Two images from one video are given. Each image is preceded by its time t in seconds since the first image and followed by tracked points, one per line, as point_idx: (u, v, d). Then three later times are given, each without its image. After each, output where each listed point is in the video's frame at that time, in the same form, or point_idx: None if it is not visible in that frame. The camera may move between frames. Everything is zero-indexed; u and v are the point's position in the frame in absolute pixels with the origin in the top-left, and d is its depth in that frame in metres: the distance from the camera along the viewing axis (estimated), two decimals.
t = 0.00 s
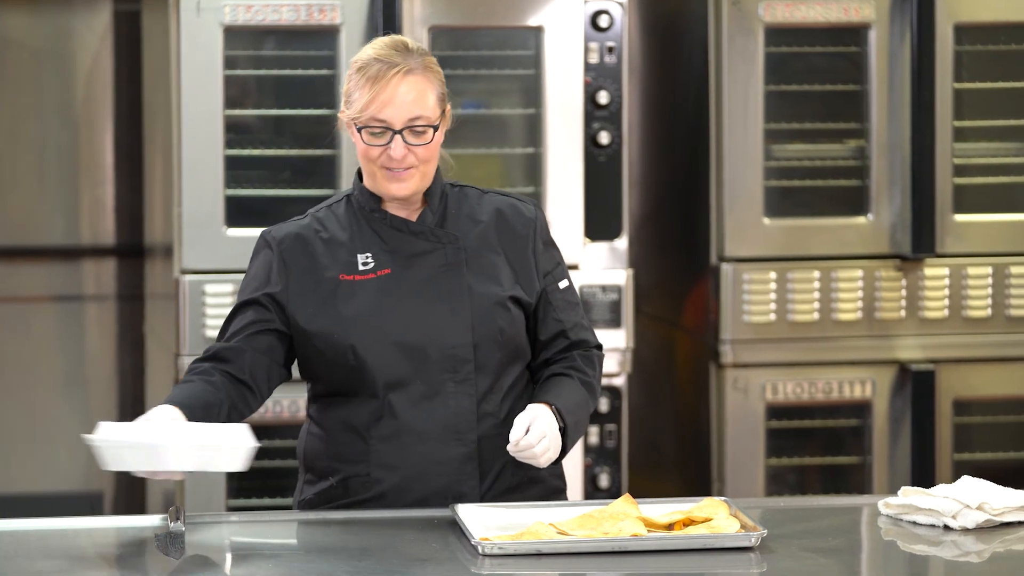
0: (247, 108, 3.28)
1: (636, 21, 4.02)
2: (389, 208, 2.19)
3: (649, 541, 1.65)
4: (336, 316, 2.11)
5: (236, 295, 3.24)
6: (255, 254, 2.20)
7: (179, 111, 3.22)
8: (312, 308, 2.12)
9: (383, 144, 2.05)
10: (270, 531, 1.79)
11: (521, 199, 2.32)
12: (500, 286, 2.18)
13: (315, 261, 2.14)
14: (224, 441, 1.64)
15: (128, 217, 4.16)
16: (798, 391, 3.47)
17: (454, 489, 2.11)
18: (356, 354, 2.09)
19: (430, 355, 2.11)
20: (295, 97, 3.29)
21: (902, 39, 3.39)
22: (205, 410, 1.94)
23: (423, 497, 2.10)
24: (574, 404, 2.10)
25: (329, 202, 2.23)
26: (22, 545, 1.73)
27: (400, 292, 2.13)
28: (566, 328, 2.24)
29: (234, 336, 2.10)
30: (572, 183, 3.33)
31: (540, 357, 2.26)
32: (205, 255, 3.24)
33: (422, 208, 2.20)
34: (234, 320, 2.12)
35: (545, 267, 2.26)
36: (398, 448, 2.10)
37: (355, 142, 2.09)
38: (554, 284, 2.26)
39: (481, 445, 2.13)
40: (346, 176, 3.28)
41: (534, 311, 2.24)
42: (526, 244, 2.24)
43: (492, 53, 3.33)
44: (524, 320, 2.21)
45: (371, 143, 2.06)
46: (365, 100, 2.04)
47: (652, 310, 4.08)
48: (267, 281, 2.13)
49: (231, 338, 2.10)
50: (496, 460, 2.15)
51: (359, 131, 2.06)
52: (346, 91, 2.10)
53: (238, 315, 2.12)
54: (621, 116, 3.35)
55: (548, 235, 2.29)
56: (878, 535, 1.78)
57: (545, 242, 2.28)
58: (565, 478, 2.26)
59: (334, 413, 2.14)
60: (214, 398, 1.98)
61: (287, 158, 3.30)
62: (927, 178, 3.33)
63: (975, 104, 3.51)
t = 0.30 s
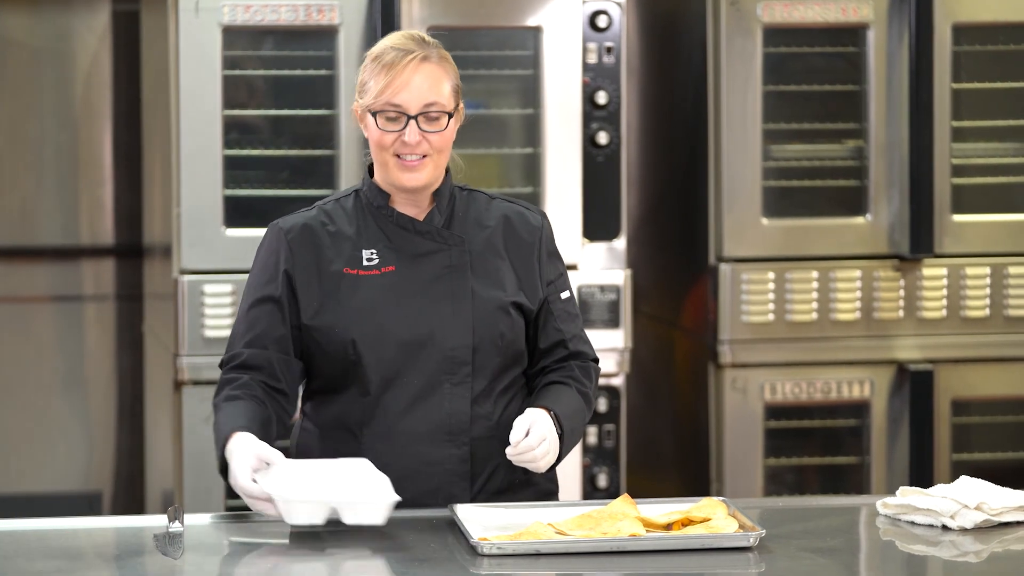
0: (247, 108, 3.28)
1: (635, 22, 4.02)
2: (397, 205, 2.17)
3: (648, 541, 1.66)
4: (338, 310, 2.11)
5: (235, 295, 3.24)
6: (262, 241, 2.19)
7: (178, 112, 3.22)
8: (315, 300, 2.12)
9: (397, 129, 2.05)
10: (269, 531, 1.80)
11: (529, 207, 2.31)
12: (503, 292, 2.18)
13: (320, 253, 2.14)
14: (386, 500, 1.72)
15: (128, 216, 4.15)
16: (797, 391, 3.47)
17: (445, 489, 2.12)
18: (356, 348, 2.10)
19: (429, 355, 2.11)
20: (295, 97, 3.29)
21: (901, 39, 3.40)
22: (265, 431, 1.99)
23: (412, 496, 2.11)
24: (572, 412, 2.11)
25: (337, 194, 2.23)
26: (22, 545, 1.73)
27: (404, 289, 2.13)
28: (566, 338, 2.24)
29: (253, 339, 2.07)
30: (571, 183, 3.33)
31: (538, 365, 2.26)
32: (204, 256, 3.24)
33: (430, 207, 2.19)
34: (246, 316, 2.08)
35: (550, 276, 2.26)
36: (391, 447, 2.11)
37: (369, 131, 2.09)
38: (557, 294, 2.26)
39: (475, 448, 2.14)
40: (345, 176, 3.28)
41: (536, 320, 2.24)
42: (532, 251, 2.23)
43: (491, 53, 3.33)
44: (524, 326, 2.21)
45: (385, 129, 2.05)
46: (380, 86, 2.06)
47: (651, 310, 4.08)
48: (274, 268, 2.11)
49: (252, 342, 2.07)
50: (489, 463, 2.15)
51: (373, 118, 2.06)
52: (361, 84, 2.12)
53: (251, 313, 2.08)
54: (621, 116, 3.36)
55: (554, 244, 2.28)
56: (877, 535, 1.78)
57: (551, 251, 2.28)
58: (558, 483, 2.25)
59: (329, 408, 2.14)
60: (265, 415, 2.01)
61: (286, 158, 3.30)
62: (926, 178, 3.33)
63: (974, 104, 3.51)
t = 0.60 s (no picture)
0: (247, 108, 3.27)
1: (636, 22, 4.02)
2: (402, 203, 2.16)
3: (649, 542, 1.66)
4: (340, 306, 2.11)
5: (236, 295, 3.24)
6: (266, 235, 2.19)
7: (178, 112, 3.22)
8: (319, 296, 2.11)
9: (400, 118, 2.06)
10: (269, 532, 1.80)
11: (533, 212, 2.31)
12: (507, 296, 2.18)
13: (326, 249, 2.13)
14: (409, 514, 1.71)
15: (128, 217, 4.15)
16: (797, 392, 3.47)
17: (443, 491, 2.12)
18: (358, 346, 2.10)
19: (433, 355, 2.11)
20: (295, 97, 3.29)
21: (901, 40, 3.40)
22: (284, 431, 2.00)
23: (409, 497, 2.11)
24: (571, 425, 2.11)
25: (343, 190, 2.22)
26: (22, 545, 1.73)
27: (408, 289, 2.12)
28: (567, 347, 2.24)
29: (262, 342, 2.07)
30: (571, 183, 3.33)
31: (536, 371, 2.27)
32: (204, 256, 3.24)
33: (435, 208, 2.19)
34: (253, 317, 2.08)
35: (553, 283, 2.26)
36: (391, 447, 2.10)
37: (372, 123, 2.10)
38: (559, 301, 2.26)
39: (475, 450, 2.14)
40: (345, 176, 3.28)
41: (538, 326, 2.24)
42: (535, 258, 2.23)
43: (491, 54, 3.33)
44: (525, 332, 2.21)
45: (389, 118, 2.07)
46: (384, 76, 2.09)
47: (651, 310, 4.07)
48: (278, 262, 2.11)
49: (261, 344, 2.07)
50: (488, 465, 2.15)
51: (377, 108, 2.08)
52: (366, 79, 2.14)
53: (259, 313, 2.07)
54: (621, 117, 3.36)
55: (556, 252, 2.29)
56: (877, 536, 1.78)
57: (554, 259, 2.28)
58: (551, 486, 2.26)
59: (326, 407, 2.14)
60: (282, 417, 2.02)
61: (286, 158, 3.29)
62: (927, 179, 3.33)
63: (975, 104, 3.51)
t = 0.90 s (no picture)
0: (247, 109, 3.27)
1: (636, 22, 4.02)
2: (407, 203, 2.17)
3: (649, 542, 1.66)
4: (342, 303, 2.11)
5: (236, 296, 3.25)
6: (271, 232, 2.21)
7: (178, 112, 3.22)
8: (321, 294, 2.12)
9: (408, 114, 2.07)
10: (270, 532, 1.80)
11: (539, 214, 2.31)
12: (510, 297, 2.18)
13: (330, 247, 2.14)
14: (409, 514, 1.71)
15: (128, 218, 4.15)
16: (798, 392, 3.47)
17: (442, 492, 2.12)
18: (359, 344, 2.10)
19: (434, 355, 2.11)
20: (295, 98, 3.29)
21: (901, 40, 3.40)
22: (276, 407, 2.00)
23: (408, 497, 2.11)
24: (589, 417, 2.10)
25: (350, 187, 2.23)
26: (23, 546, 1.73)
27: (411, 288, 2.13)
28: (572, 348, 2.24)
29: (259, 331, 2.09)
30: (571, 183, 3.33)
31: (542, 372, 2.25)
32: (204, 256, 3.24)
33: (440, 208, 2.19)
34: (252, 311, 2.10)
35: (558, 285, 2.26)
36: (390, 446, 2.10)
37: (380, 121, 2.11)
38: (564, 303, 2.26)
39: (475, 451, 2.14)
40: (345, 176, 3.28)
41: (540, 326, 2.24)
42: (540, 260, 2.23)
43: (491, 54, 3.33)
44: (528, 332, 2.20)
45: (397, 114, 2.08)
46: (391, 74, 2.10)
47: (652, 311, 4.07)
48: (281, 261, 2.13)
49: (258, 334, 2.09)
50: (488, 465, 2.15)
51: (385, 105, 2.09)
52: (372, 79, 2.16)
53: (259, 308, 2.09)
54: (621, 117, 3.36)
55: (562, 254, 2.28)
56: (877, 536, 1.79)
57: (560, 262, 2.28)
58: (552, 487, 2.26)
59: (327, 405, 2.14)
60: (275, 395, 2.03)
61: (286, 158, 3.29)
62: (927, 179, 3.33)
63: (975, 105, 3.50)
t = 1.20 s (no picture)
0: (247, 108, 3.27)
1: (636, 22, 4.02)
2: (413, 199, 2.18)
3: (649, 542, 1.66)
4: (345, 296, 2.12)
5: (236, 296, 3.24)
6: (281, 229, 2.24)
7: (178, 113, 3.22)
8: (325, 287, 2.13)
9: (414, 111, 2.08)
10: (269, 533, 1.80)
11: (545, 204, 2.30)
12: (513, 288, 2.17)
13: (335, 242, 2.16)
14: (409, 514, 1.71)
15: (128, 218, 4.15)
16: (797, 392, 3.47)
17: (446, 486, 2.11)
18: (361, 337, 2.11)
19: (436, 347, 2.12)
20: (295, 98, 3.29)
21: (901, 40, 3.40)
22: (230, 362, 1.98)
23: (412, 491, 2.10)
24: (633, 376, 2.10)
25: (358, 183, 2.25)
26: (22, 546, 1.73)
27: (413, 280, 2.13)
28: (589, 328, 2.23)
29: (258, 316, 2.12)
30: (571, 183, 3.33)
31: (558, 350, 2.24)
32: (204, 256, 3.24)
33: (445, 201, 2.19)
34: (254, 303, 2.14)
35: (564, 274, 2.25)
36: (393, 440, 2.11)
37: (386, 119, 2.12)
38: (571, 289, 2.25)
39: (478, 445, 2.13)
40: (345, 177, 3.28)
41: (547, 310, 2.22)
42: (545, 251, 2.23)
43: (491, 55, 3.33)
44: (532, 324, 2.19)
45: (403, 111, 2.08)
46: (398, 72, 2.12)
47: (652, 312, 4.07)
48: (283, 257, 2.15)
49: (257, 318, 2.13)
50: (492, 461, 2.14)
51: (391, 102, 2.10)
52: (379, 78, 2.17)
53: (261, 298, 2.13)
54: (621, 117, 3.36)
55: (569, 241, 2.29)
56: (877, 536, 1.79)
57: (565, 253, 2.27)
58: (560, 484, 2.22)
59: (332, 400, 2.15)
60: (240, 355, 2.01)
61: (286, 158, 3.29)
62: (927, 179, 3.33)
63: (975, 105, 3.50)
